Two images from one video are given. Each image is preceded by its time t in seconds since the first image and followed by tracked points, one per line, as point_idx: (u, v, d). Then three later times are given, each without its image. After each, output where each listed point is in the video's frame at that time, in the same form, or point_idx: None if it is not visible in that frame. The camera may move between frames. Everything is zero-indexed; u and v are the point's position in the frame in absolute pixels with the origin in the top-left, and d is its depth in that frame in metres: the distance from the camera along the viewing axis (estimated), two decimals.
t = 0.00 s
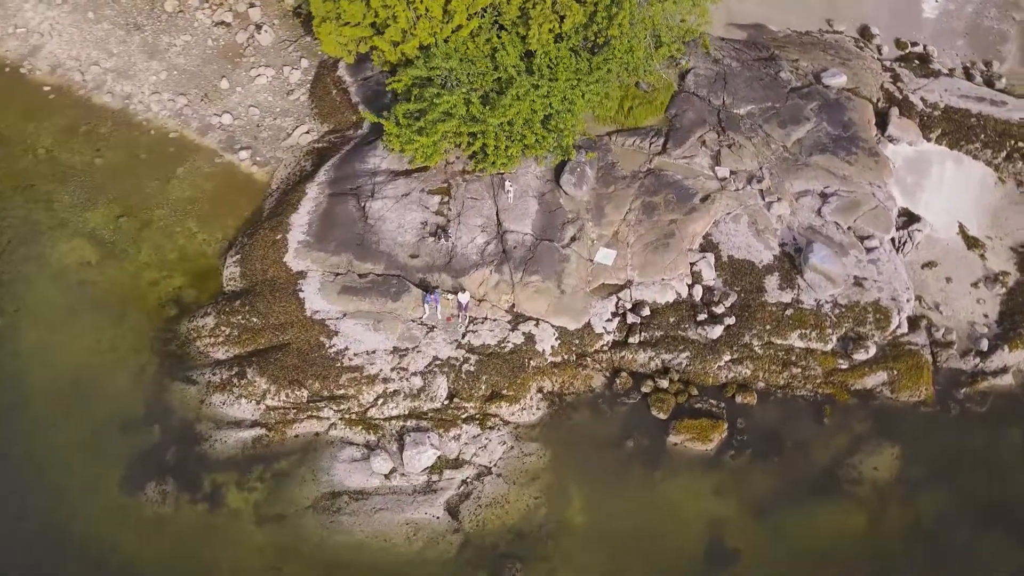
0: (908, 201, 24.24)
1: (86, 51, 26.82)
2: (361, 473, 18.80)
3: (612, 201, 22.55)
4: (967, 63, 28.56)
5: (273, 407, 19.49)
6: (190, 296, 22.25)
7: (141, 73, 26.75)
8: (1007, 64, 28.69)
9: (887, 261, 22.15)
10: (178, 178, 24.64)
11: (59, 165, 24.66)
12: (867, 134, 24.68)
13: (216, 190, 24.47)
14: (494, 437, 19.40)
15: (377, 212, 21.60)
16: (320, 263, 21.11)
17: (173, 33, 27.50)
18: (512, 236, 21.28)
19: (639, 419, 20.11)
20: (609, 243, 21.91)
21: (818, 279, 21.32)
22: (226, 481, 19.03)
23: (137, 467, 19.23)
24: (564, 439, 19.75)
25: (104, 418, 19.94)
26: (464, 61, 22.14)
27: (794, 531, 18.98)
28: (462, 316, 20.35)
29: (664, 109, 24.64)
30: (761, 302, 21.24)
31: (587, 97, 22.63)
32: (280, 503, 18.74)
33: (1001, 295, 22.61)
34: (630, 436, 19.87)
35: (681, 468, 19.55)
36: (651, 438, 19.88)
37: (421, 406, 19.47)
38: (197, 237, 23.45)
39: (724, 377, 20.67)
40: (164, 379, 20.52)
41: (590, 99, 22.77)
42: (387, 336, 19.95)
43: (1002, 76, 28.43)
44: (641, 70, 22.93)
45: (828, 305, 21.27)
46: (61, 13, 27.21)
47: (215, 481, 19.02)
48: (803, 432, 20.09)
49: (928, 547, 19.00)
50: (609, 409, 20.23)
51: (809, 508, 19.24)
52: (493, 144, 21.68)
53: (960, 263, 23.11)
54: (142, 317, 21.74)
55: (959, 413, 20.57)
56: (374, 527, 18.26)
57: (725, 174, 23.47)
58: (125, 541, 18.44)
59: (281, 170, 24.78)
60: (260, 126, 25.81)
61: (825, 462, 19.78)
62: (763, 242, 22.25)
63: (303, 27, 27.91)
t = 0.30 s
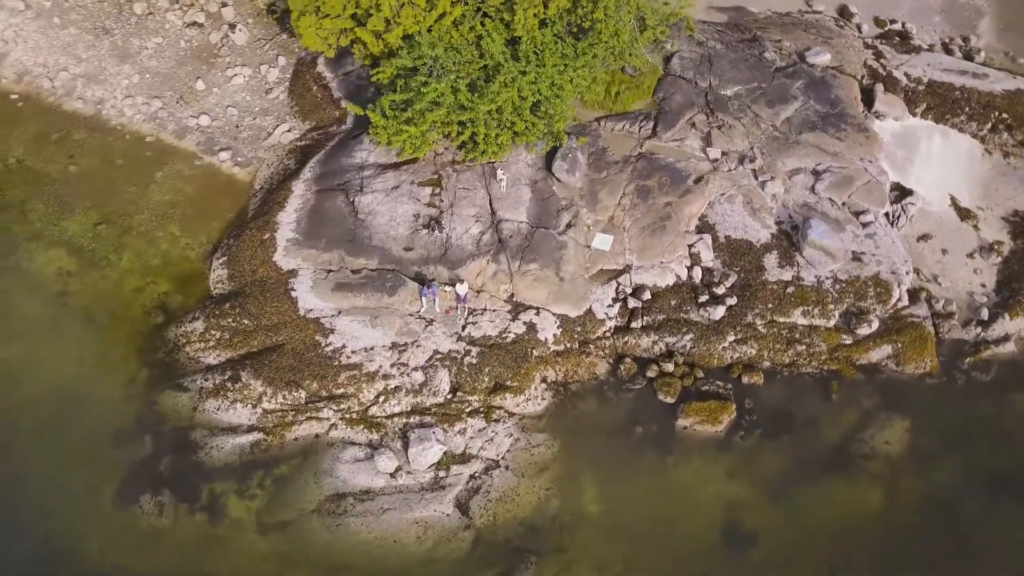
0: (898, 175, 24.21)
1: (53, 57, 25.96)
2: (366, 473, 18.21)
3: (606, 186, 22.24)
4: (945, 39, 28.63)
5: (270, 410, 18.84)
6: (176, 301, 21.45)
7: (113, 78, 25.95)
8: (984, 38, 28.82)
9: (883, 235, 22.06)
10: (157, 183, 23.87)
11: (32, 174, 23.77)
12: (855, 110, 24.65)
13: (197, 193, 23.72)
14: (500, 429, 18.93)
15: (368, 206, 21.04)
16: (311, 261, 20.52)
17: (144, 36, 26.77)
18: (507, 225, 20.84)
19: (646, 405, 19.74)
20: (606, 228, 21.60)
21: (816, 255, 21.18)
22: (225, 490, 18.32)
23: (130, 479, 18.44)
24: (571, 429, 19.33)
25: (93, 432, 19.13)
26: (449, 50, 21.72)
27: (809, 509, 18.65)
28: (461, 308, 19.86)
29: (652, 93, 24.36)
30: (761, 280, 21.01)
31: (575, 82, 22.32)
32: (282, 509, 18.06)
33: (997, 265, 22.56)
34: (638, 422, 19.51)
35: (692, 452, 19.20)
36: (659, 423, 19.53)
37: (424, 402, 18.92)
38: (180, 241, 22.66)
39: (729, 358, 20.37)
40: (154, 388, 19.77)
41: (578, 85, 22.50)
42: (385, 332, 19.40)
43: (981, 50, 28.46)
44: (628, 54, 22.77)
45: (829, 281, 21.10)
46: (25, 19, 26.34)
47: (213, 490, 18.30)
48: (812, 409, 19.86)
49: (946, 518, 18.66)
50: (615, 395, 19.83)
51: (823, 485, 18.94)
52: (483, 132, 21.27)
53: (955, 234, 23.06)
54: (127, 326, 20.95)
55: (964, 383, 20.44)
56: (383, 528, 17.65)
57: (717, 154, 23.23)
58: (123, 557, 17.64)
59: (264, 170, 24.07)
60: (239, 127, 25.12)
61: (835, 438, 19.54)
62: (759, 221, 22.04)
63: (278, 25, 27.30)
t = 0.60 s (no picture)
0: (888, 152, 24.18)
1: (22, 64, 25.14)
2: (372, 472, 17.62)
3: (599, 172, 21.95)
4: (922, 18, 28.79)
5: (269, 413, 18.23)
6: (163, 307, 20.71)
7: (85, 84, 25.17)
8: (961, 16, 29.02)
9: (879, 210, 21.94)
10: (137, 188, 23.12)
11: (4, 184, 22.89)
12: (841, 89, 24.62)
13: (179, 197, 23.00)
14: (507, 421, 18.45)
15: (359, 201, 20.53)
16: (303, 259, 19.94)
17: (116, 41, 26.06)
18: (502, 214, 20.46)
19: (653, 390, 19.39)
20: (602, 214, 21.23)
21: (815, 232, 21.02)
22: (224, 497, 17.65)
23: (125, 491, 17.70)
24: (579, 417, 18.91)
25: (83, 445, 18.36)
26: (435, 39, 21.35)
27: (823, 486, 18.27)
28: (461, 300, 19.37)
29: (639, 78, 24.12)
30: (761, 260, 20.81)
31: (564, 69, 21.97)
32: (286, 513, 17.41)
33: (992, 236, 22.54)
34: (646, 408, 19.14)
35: (702, 436, 18.86)
36: (668, 407, 19.18)
37: (428, 397, 18.40)
38: (164, 246, 21.91)
39: (734, 339, 20.09)
40: (145, 396, 19.07)
41: (566, 71, 22.18)
42: (383, 327, 18.87)
43: (958, 28, 28.56)
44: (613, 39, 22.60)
45: (829, 258, 20.94)
46: None
47: (213, 499, 17.62)
48: (820, 386, 19.62)
49: (961, 487, 18.34)
50: (621, 382, 19.46)
51: (836, 461, 18.59)
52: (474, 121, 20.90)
53: (948, 207, 23.05)
54: (113, 334, 20.19)
55: (969, 354, 20.33)
56: (392, 528, 17.07)
57: (708, 137, 23.04)
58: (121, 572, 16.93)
59: (247, 171, 23.44)
60: (219, 128, 24.47)
61: (845, 414, 19.24)
62: (755, 201, 21.86)
63: (254, 25, 26.71)
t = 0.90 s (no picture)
0: (877, 131, 24.20)
1: None
2: (379, 470, 17.12)
3: (593, 159, 21.65)
4: None
5: (269, 415, 17.67)
6: (152, 313, 20.02)
7: (59, 90, 24.44)
8: None
9: (874, 187, 21.91)
10: (119, 193, 22.44)
11: None
12: (828, 70, 24.66)
13: (163, 201, 22.37)
14: (515, 413, 18.06)
15: (351, 195, 20.04)
16: (297, 257, 19.42)
17: (89, 46, 25.36)
18: (499, 204, 20.09)
19: (661, 375, 19.09)
20: (599, 201, 20.95)
21: (814, 211, 20.88)
22: (227, 504, 17.00)
23: (121, 503, 16.95)
24: (587, 406, 18.55)
25: (75, 457, 17.61)
26: (422, 30, 20.95)
27: (837, 464, 18.08)
28: (462, 291, 18.96)
29: (627, 65, 23.93)
30: (761, 241, 20.61)
31: (552, 57, 21.73)
32: (292, 518, 16.81)
33: (985, 210, 22.58)
34: (655, 392, 18.84)
35: (713, 419, 18.56)
36: (676, 392, 18.88)
37: (433, 391, 17.93)
38: (150, 250, 21.26)
39: (739, 321, 19.85)
40: (138, 405, 18.37)
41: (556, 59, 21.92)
42: (384, 323, 18.39)
43: (937, 8, 28.55)
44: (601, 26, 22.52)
45: (828, 236, 20.83)
46: None
47: (215, 506, 16.97)
48: (827, 364, 19.44)
49: (975, 458, 18.24)
50: (627, 368, 19.13)
51: (849, 438, 18.43)
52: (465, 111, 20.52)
53: (940, 183, 23.09)
54: (101, 343, 19.49)
55: (972, 326, 20.26)
56: (403, 527, 16.58)
57: (700, 121, 22.85)
58: None
59: (233, 172, 22.83)
60: (201, 130, 23.85)
61: (854, 391, 19.09)
62: (751, 182, 21.72)
63: (231, 25, 26.14)
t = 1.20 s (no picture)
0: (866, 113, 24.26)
1: None
2: (389, 468, 16.64)
3: (588, 147, 21.45)
4: None
5: (271, 417, 17.12)
6: (142, 318, 19.37)
7: (34, 98, 23.77)
8: None
9: (868, 167, 21.89)
10: (102, 200, 21.80)
11: None
12: (815, 54, 24.69)
13: (148, 206, 21.76)
14: (524, 404, 17.68)
15: (345, 190, 19.61)
16: (292, 254, 18.92)
17: (64, 52, 24.73)
18: (496, 194, 19.75)
19: (668, 361, 18.82)
20: (595, 188, 20.74)
21: (812, 191, 20.81)
22: (231, 510, 16.41)
23: (120, 513, 16.29)
24: (596, 394, 18.23)
25: (68, 468, 16.92)
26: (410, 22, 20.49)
27: (850, 440, 17.86)
28: (463, 284, 18.60)
29: (615, 55, 23.81)
30: (760, 223, 20.51)
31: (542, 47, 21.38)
32: (300, 521, 16.28)
33: (978, 185, 22.57)
34: (663, 378, 18.57)
35: (723, 402, 18.33)
36: (685, 376, 18.62)
37: (439, 385, 17.51)
38: (137, 256, 20.63)
39: (743, 303, 19.67)
40: (133, 413, 17.72)
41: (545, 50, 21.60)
42: (385, 318, 17.95)
43: None
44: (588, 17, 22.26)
45: (826, 216, 20.76)
46: None
47: (218, 512, 16.37)
48: (834, 343, 19.32)
49: (986, 426, 18.13)
50: (634, 355, 18.85)
51: (860, 414, 18.22)
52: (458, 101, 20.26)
53: (932, 162, 23.13)
54: (91, 351, 18.82)
55: (973, 300, 20.31)
56: (415, 524, 16.05)
57: (692, 108, 22.69)
58: None
59: (219, 175, 22.21)
60: (185, 133, 23.29)
61: (861, 368, 18.99)
62: (747, 165, 21.62)
63: (210, 27, 25.63)
